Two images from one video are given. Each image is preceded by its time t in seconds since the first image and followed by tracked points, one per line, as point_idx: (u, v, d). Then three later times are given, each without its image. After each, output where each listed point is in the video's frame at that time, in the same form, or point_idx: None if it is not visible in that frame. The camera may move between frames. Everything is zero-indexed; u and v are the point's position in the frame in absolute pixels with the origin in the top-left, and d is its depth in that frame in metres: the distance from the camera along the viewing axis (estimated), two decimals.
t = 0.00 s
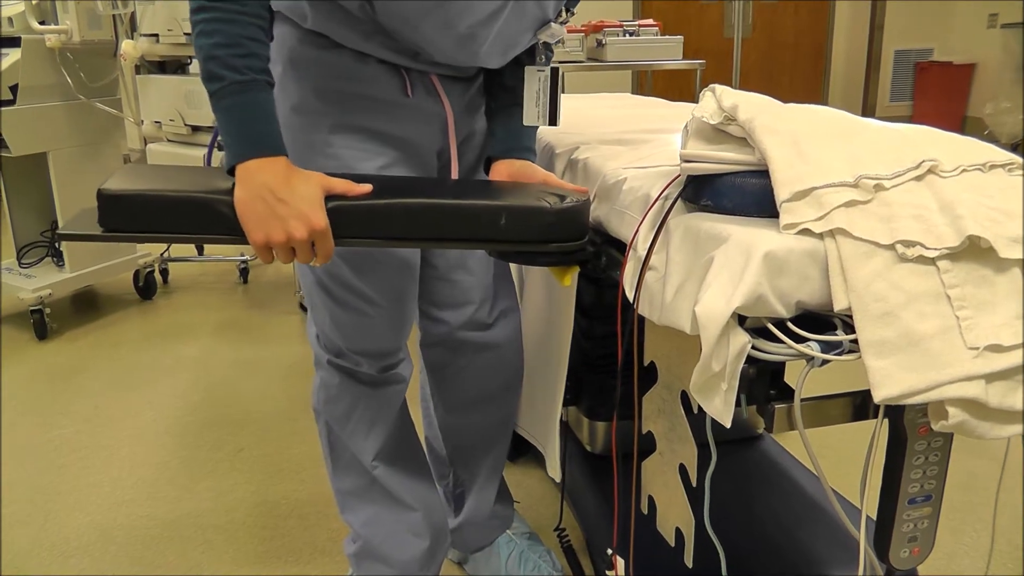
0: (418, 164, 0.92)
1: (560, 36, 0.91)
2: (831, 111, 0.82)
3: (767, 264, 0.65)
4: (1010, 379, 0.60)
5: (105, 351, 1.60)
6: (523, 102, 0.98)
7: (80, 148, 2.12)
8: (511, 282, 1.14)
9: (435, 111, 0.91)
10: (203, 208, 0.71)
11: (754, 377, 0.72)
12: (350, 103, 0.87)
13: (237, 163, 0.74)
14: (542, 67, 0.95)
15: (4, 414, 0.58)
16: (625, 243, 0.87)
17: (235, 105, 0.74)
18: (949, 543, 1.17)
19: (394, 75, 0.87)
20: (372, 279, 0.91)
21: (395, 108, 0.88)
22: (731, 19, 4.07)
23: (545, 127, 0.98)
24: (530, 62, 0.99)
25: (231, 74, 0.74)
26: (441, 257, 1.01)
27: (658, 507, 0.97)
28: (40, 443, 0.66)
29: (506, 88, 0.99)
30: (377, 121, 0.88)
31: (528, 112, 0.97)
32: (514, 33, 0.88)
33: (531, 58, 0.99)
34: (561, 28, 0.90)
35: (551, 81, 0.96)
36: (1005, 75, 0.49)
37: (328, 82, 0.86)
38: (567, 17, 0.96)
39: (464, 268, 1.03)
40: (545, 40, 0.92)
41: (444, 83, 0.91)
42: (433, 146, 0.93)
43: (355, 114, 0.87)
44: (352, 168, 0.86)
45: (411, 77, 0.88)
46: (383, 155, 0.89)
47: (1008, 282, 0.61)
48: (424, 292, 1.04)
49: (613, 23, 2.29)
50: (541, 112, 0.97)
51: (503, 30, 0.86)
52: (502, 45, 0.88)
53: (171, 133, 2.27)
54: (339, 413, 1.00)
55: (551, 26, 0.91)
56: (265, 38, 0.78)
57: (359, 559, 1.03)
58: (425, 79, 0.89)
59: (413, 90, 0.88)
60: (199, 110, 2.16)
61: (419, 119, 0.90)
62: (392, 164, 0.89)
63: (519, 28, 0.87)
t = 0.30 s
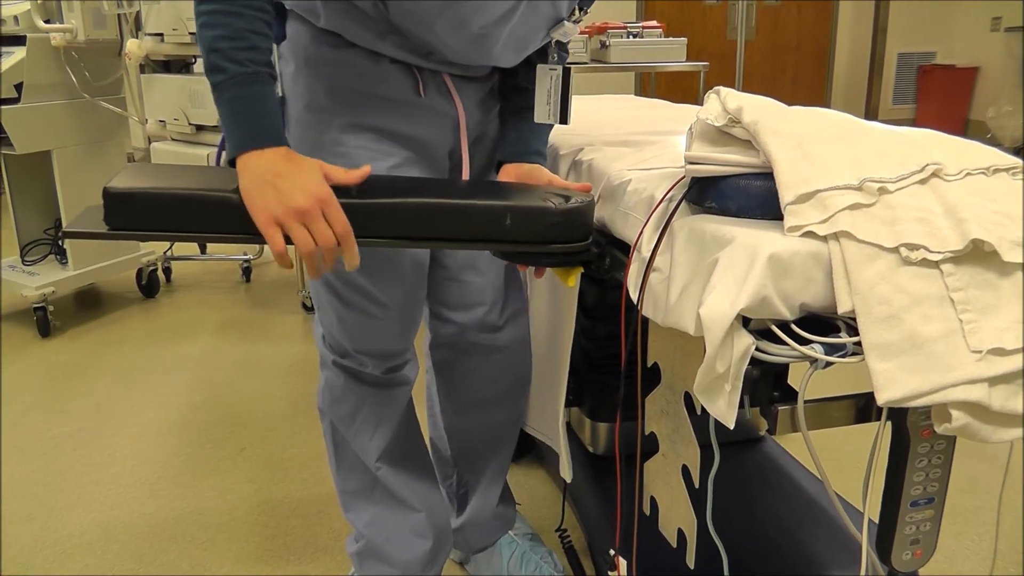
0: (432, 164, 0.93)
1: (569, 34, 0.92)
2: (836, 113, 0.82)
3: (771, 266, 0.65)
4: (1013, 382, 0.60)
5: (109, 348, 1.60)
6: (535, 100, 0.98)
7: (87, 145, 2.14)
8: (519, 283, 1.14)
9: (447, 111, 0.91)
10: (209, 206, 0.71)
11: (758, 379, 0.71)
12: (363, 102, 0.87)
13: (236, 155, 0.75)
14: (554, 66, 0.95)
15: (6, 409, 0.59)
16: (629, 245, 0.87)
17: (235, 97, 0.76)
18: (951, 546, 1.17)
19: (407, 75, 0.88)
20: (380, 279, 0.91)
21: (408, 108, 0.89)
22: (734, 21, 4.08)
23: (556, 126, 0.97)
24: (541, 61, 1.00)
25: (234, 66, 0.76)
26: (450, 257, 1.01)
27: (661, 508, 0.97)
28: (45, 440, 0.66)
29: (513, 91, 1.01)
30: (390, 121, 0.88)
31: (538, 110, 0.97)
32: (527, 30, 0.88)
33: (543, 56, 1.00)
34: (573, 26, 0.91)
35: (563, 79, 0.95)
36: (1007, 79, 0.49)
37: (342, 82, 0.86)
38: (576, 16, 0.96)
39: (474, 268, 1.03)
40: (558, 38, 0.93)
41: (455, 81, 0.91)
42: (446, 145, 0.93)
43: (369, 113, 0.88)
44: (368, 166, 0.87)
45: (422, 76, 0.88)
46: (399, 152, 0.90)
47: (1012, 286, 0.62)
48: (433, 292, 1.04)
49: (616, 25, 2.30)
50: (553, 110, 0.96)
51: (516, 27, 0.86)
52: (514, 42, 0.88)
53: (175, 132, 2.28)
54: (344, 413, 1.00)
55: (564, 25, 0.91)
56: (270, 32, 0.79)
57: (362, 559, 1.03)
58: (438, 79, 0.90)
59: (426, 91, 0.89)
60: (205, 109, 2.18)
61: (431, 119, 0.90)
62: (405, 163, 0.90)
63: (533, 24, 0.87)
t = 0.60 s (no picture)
0: (448, 161, 0.94)
1: (580, 21, 0.88)
2: (842, 117, 0.82)
3: (777, 269, 0.65)
4: (1019, 388, 0.60)
5: (113, 347, 1.61)
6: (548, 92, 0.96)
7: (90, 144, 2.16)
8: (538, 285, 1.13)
9: (462, 107, 0.92)
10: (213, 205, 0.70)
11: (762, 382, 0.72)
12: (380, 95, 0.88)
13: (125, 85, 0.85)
14: (567, 56, 0.93)
15: (11, 406, 0.59)
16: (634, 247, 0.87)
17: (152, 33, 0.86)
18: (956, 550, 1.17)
19: (423, 69, 0.89)
20: (395, 281, 0.91)
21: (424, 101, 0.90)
22: (739, 23, 4.09)
23: (569, 118, 0.95)
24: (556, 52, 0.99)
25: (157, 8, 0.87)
26: (471, 260, 1.00)
27: (665, 511, 0.97)
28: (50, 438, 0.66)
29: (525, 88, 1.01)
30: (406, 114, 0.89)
31: (551, 102, 0.95)
32: (535, 22, 0.86)
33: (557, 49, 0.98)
34: (582, 13, 0.87)
35: (576, 69, 0.92)
36: (1011, 80, 0.49)
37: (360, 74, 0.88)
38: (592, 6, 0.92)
39: (493, 271, 1.02)
40: (568, 27, 0.89)
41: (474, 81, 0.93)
42: (461, 143, 0.93)
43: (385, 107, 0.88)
44: (380, 163, 0.87)
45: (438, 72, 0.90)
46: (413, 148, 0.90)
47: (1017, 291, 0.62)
48: (452, 292, 1.04)
49: (621, 27, 2.31)
50: (566, 100, 0.94)
51: (523, 18, 0.84)
52: (524, 32, 0.86)
53: (180, 132, 2.30)
54: (353, 410, 1.00)
55: (573, 11, 0.87)
56: None
57: (361, 558, 1.04)
58: (454, 73, 0.91)
59: (442, 85, 0.90)
60: (210, 110, 2.19)
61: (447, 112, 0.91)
62: (419, 159, 0.91)
63: (541, 15, 0.85)
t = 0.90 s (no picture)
0: (445, 161, 0.91)
1: (570, 18, 0.89)
2: (853, 123, 0.82)
3: (788, 275, 0.65)
4: None
5: (118, 345, 1.61)
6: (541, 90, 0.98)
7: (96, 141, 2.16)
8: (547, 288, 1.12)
9: (458, 106, 0.92)
10: (221, 205, 0.70)
11: (774, 389, 0.70)
12: (373, 95, 0.88)
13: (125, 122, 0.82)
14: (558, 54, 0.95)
15: (16, 403, 0.59)
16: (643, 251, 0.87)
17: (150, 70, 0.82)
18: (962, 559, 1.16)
19: (418, 70, 0.89)
20: (380, 275, 0.92)
21: (419, 102, 0.89)
22: (745, 27, 4.10)
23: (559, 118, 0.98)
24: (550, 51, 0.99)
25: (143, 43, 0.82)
26: (475, 263, 0.99)
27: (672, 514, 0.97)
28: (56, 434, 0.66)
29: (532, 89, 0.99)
30: (399, 114, 0.88)
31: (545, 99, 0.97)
32: (527, 19, 0.86)
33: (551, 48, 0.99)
34: (570, 10, 0.88)
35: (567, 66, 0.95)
36: (1021, 86, 0.49)
37: (354, 74, 0.88)
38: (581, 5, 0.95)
39: (502, 277, 1.01)
40: (559, 24, 0.90)
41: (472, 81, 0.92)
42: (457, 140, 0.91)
43: (378, 104, 0.88)
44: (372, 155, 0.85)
45: (433, 73, 0.90)
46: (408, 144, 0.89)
47: None
48: (461, 293, 1.03)
49: (628, 30, 2.32)
50: (557, 97, 0.96)
51: (515, 15, 0.84)
52: (517, 31, 0.87)
53: (187, 131, 2.31)
54: (338, 403, 1.01)
55: (562, 9, 0.88)
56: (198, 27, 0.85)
57: (328, 552, 1.02)
58: (450, 75, 0.91)
59: (435, 84, 0.90)
60: (216, 109, 2.19)
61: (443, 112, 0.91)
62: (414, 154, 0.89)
63: (531, 12, 0.85)
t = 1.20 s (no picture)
0: (443, 172, 0.92)
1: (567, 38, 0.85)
2: (910, 132, 0.80)
3: (840, 286, 0.64)
4: None
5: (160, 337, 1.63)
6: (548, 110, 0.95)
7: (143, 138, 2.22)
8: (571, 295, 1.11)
9: (458, 122, 0.90)
10: (270, 203, 0.71)
11: (824, 402, 0.69)
12: (370, 107, 0.89)
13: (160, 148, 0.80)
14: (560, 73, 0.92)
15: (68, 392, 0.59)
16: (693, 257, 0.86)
17: (174, 85, 0.82)
18: None
19: (414, 82, 0.87)
20: (385, 295, 0.95)
21: (415, 116, 0.88)
22: (791, 33, 4.06)
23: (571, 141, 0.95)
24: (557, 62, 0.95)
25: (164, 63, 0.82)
26: (489, 276, 1.00)
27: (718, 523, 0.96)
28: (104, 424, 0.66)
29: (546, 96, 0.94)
30: (395, 127, 0.89)
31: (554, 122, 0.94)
32: (521, 36, 0.83)
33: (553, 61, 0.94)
34: (565, 30, 0.84)
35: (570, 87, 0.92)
36: None
37: (348, 84, 0.88)
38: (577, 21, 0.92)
39: (516, 286, 1.01)
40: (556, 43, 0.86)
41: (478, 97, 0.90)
42: (454, 155, 0.91)
43: (377, 117, 0.89)
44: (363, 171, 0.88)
45: (433, 89, 0.88)
46: (404, 156, 0.90)
47: None
48: (478, 302, 1.04)
49: (674, 33, 2.29)
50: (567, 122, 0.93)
51: (507, 32, 0.81)
52: (509, 49, 0.83)
53: (231, 128, 2.35)
54: (355, 417, 1.05)
55: (557, 29, 0.84)
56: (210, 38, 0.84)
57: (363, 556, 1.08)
58: (450, 89, 0.88)
59: (433, 100, 0.88)
60: (261, 107, 2.23)
61: (440, 125, 0.89)
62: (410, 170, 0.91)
63: (523, 29, 0.82)
